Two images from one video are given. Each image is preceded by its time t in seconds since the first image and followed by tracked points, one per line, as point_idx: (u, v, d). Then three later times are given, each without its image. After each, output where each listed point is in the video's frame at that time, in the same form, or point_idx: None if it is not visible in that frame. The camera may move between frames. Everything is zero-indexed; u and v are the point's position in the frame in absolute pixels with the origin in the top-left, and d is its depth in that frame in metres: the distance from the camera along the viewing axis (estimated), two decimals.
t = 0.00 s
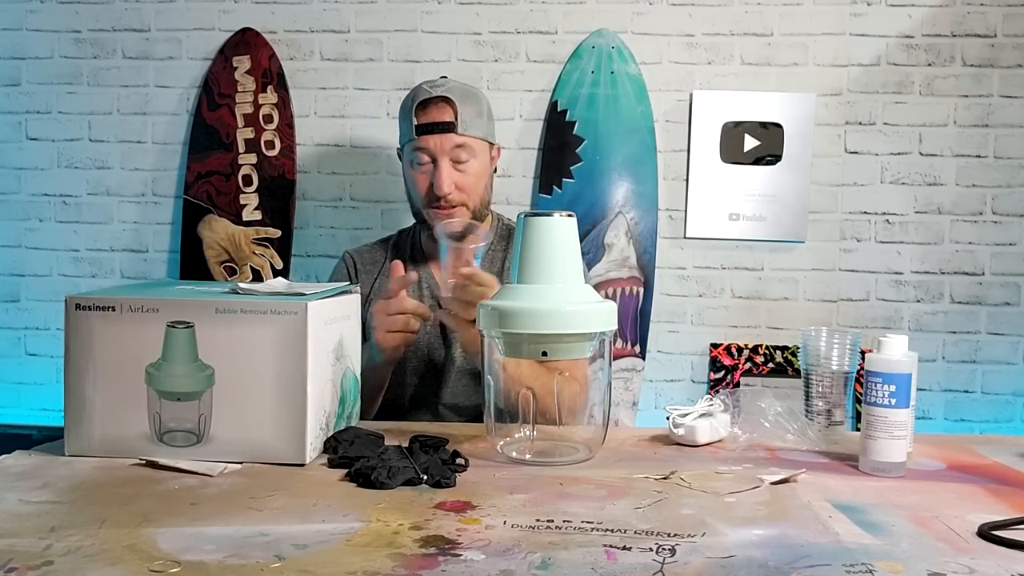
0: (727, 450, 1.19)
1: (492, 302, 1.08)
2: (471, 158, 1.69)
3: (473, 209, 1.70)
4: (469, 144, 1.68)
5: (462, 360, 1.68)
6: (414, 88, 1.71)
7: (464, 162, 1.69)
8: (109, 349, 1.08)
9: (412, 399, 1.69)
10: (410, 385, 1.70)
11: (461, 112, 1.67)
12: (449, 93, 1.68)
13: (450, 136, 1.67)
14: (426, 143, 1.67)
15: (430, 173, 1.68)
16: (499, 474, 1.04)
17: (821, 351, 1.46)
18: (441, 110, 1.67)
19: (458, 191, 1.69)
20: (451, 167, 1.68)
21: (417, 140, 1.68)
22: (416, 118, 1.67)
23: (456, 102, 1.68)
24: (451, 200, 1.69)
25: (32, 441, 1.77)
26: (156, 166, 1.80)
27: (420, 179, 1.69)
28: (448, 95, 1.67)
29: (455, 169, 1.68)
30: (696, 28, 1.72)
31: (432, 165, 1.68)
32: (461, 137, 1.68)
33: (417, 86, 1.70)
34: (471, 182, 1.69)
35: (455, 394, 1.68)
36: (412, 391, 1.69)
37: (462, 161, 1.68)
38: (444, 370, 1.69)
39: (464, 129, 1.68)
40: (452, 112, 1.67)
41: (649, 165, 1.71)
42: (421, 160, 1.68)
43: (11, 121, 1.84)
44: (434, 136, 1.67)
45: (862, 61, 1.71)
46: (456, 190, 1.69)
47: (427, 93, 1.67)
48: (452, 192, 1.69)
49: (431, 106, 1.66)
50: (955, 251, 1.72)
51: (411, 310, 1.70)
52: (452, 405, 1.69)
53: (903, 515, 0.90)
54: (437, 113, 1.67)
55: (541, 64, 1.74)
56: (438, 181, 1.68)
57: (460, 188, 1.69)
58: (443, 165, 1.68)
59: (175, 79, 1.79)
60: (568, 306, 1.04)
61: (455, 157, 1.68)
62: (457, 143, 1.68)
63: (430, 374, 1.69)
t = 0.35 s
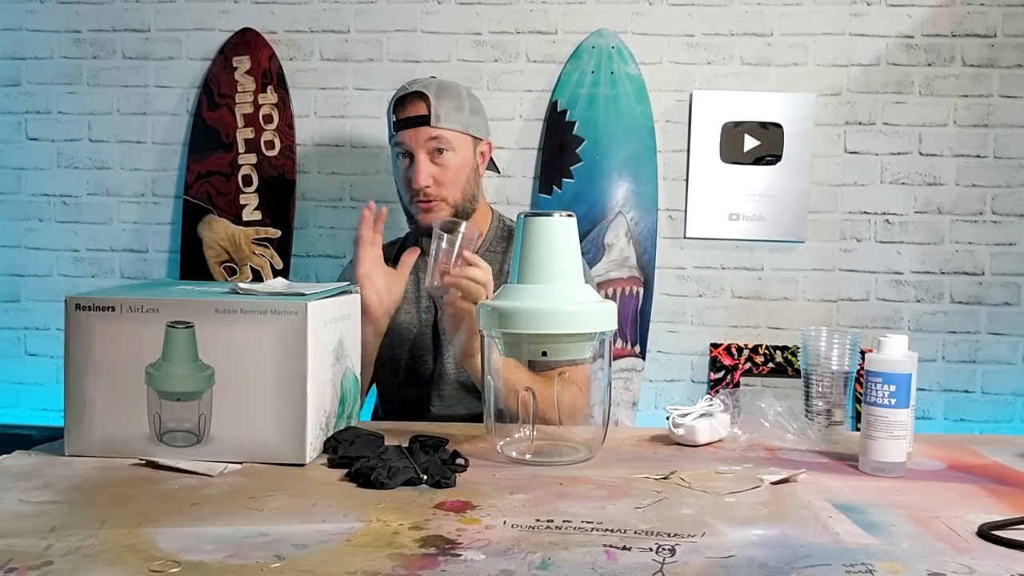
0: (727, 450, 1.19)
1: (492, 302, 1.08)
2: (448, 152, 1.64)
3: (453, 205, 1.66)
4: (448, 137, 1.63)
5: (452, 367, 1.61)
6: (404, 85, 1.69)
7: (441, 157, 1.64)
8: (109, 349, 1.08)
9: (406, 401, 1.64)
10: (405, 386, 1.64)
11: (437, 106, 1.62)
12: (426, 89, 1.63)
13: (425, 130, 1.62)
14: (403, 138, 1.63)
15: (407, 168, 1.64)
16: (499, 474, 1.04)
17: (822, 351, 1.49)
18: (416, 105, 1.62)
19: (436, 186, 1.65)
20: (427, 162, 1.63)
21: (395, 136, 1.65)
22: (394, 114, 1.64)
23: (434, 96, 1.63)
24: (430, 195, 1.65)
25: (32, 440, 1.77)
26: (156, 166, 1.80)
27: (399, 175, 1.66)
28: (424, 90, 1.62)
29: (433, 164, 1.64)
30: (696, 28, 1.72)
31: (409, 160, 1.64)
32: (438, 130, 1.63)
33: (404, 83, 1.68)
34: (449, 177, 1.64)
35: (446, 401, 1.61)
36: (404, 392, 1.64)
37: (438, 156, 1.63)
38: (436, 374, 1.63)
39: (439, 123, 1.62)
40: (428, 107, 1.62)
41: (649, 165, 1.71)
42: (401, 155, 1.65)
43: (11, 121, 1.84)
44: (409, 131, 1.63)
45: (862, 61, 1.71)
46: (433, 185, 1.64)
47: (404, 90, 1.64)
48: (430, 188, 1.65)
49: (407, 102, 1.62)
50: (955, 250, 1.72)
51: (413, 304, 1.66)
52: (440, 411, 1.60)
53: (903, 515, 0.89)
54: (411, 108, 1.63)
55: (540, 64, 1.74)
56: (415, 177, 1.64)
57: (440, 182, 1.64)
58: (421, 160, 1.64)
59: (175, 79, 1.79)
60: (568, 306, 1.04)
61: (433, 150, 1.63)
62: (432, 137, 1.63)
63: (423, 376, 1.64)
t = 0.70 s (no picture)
0: (727, 450, 1.19)
1: (492, 302, 1.08)
2: (442, 145, 1.65)
3: (446, 198, 1.66)
4: (442, 130, 1.65)
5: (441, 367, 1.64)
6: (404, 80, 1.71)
7: (435, 149, 1.65)
8: (109, 349, 1.08)
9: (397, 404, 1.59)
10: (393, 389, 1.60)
11: (432, 100, 1.64)
12: (423, 83, 1.66)
13: (419, 121, 1.64)
14: (399, 130, 1.65)
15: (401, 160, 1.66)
16: (499, 474, 1.04)
17: (822, 350, 1.53)
18: (411, 97, 1.65)
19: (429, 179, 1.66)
20: (421, 154, 1.65)
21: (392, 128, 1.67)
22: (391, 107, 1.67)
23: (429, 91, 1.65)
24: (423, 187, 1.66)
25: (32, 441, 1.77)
26: (155, 166, 1.80)
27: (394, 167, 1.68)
28: (421, 83, 1.65)
29: (426, 156, 1.65)
30: (696, 28, 1.72)
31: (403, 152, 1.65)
32: (432, 123, 1.64)
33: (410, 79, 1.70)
34: (442, 170, 1.65)
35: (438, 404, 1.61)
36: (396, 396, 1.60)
37: (432, 148, 1.64)
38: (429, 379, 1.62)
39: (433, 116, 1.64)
40: (423, 99, 1.64)
41: (649, 165, 1.71)
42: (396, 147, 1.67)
43: (11, 121, 1.84)
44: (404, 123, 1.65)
45: (862, 61, 1.71)
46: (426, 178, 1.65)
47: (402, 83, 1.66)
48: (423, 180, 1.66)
49: (404, 94, 1.65)
50: (955, 250, 1.72)
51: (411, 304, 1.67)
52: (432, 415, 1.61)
53: (903, 515, 0.89)
54: (407, 100, 1.65)
55: (540, 64, 1.74)
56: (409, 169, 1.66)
57: (433, 174, 1.65)
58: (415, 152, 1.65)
59: (175, 79, 1.79)
60: (568, 306, 1.04)
61: (426, 142, 1.64)
62: (427, 130, 1.64)
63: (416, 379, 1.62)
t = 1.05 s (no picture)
0: (727, 450, 1.19)
1: (492, 302, 1.08)
2: (448, 145, 1.63)
3: (450, 198, 1.64)
4: (448, 130, 1.62)
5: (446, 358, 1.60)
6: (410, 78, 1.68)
7: (440, 149, 1.62)
8: (109, 349, 1.08)
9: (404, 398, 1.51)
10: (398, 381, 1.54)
11: (439, 99, 1.62)
12: (430, 81, 1.63)
13: (425, 120, 1.61)
14: (404, 128, 1.63)
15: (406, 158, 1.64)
16: (499, 474, 1.04)
17: (823, 351, 1.57)
18: (417, 95, 1.62)
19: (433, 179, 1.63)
20: (426, 153, 1.62)
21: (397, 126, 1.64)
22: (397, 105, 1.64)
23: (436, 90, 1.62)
24: (427, 187, 1.64)
25: (32, 441, 1.77)
26: (155, 166, 1.80)
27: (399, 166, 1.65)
28: (428, 81, 1.62)
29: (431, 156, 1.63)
30: (696, 28, 1.72)
31: (408, 151, 1.63)
32: (438, 122, 1.62)
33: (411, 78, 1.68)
34: (446, 170, 1.63)
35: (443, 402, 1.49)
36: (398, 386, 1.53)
37: (438, 148, 1.62)
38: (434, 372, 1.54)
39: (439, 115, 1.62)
40: (429, 98, 1.62)
41: (649, 165, 1.71)
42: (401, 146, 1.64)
43: (11, 121, 1.84)
44: (410, 122, 1.62)
45: (862, 61, 1.71)
46: (430, 177, 1.63)
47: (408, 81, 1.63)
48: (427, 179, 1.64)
49: (409, 93, 1.62)
50: (955, 250, 1.72)
51: (410, 300, 1.65)
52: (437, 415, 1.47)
53: (903, 515, 0.90)
54: (413, 98, 1.62)
55: (540, 64, 1.74)
56: (413, 168, 1.64)
57: (437, 174, 1.63)
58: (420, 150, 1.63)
59: (175, 79, 1.79)
60: (568, 306, 1.04)
61: (432, 142, 1.62)
62: (432, 128, 1.62)
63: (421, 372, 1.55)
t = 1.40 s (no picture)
0: (727, 450, 1.19)
1: (492, 302, 1.08)
2: (461, 150, 1.64)
3: (459, 203, 1.65)
4: (462, 134, 1.63)
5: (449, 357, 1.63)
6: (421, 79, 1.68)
7: (453, 153, 1.63)
8: (119, 349, 1.09)
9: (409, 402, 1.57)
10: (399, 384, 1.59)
11: (455, 102, 1.62)
12: (445, 83, 1.63)
13: (441, 123, 1.62)
14: (418, 129, 1.63)
15: (418, 160, 1.64)
16: (499, 474, 1.04)
17: (823, 350, 1.55)
18: (433, 97, 1.62)
19: (445, 182, 1.64)
20: (439, 156, 1.63)
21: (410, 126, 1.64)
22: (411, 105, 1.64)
23: (451, 92, 1.63)
24: (438, 189, 1.65)
25: (32, 441, 1.77)
26: (155, 166, 1.80)
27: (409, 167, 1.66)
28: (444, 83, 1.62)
29: (444, 159, 1.63)
30: (696, 28, 1.72)
31: (421, 152, 1.63)
32: (453, 126, 1.63)
33: (422, 78, 1.68)
34: (458, 174, 1.64)
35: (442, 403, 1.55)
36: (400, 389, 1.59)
37: (451, 151, 1.63)
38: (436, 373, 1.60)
39: (454, 119, 1.62)
40: (445, 100, 1.62)
41: (649, 165, 1.71)
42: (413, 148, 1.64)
43: (11, 121, 1.84)
44: (424, 123, 1.63)
45: (862, 61, 1.71)
46: (442, 180, 1.64)
47: (423, 81, 1.63)
48: (438, 182, 1.65)
49: (425, 94, 1.62)
50: (955, 250, 1.72)
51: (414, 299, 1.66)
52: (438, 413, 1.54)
53: (903, 515, 0.89)
54: (429, 100, 1.62)
55: (540, 64, 1.73)
56: (425, 170, 1.64)
57: (449, 177, 1.64)
58: (433, 153, 1.63)
59: (175, 79, 1.79)
60: (568, 306, 1.04)
61: (446, 145, 1.63)
62: (447, 131, 1.62)
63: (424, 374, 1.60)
